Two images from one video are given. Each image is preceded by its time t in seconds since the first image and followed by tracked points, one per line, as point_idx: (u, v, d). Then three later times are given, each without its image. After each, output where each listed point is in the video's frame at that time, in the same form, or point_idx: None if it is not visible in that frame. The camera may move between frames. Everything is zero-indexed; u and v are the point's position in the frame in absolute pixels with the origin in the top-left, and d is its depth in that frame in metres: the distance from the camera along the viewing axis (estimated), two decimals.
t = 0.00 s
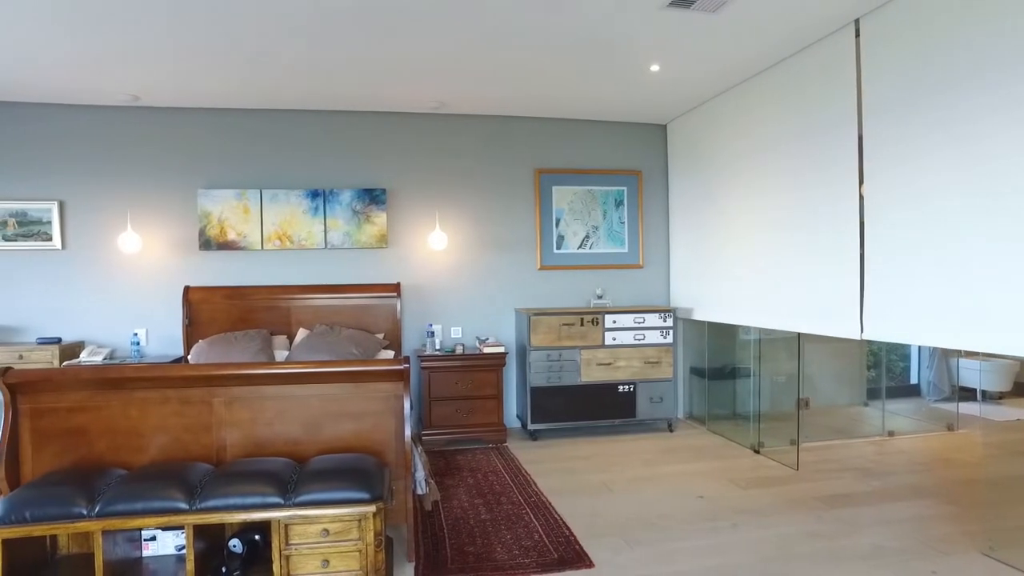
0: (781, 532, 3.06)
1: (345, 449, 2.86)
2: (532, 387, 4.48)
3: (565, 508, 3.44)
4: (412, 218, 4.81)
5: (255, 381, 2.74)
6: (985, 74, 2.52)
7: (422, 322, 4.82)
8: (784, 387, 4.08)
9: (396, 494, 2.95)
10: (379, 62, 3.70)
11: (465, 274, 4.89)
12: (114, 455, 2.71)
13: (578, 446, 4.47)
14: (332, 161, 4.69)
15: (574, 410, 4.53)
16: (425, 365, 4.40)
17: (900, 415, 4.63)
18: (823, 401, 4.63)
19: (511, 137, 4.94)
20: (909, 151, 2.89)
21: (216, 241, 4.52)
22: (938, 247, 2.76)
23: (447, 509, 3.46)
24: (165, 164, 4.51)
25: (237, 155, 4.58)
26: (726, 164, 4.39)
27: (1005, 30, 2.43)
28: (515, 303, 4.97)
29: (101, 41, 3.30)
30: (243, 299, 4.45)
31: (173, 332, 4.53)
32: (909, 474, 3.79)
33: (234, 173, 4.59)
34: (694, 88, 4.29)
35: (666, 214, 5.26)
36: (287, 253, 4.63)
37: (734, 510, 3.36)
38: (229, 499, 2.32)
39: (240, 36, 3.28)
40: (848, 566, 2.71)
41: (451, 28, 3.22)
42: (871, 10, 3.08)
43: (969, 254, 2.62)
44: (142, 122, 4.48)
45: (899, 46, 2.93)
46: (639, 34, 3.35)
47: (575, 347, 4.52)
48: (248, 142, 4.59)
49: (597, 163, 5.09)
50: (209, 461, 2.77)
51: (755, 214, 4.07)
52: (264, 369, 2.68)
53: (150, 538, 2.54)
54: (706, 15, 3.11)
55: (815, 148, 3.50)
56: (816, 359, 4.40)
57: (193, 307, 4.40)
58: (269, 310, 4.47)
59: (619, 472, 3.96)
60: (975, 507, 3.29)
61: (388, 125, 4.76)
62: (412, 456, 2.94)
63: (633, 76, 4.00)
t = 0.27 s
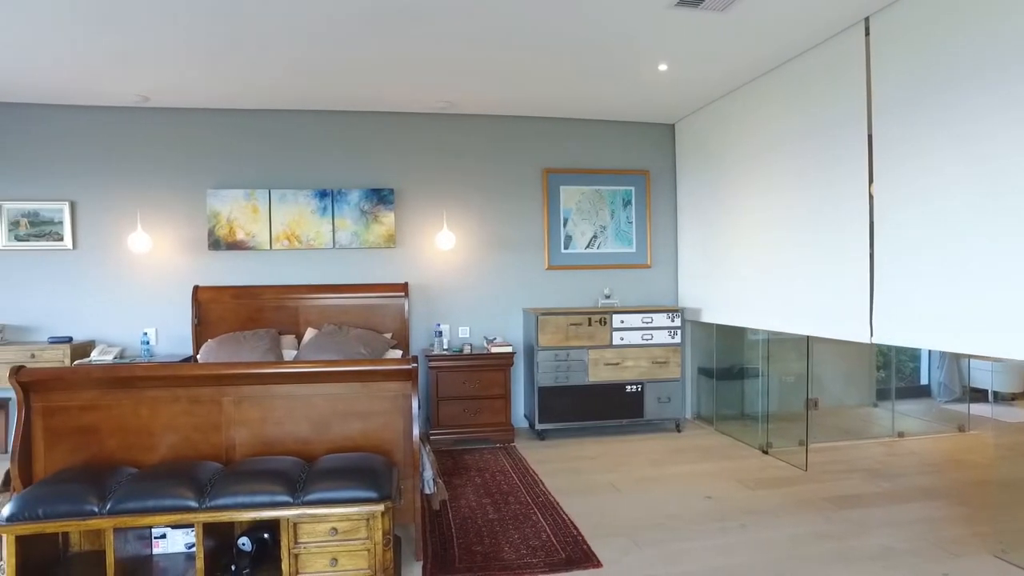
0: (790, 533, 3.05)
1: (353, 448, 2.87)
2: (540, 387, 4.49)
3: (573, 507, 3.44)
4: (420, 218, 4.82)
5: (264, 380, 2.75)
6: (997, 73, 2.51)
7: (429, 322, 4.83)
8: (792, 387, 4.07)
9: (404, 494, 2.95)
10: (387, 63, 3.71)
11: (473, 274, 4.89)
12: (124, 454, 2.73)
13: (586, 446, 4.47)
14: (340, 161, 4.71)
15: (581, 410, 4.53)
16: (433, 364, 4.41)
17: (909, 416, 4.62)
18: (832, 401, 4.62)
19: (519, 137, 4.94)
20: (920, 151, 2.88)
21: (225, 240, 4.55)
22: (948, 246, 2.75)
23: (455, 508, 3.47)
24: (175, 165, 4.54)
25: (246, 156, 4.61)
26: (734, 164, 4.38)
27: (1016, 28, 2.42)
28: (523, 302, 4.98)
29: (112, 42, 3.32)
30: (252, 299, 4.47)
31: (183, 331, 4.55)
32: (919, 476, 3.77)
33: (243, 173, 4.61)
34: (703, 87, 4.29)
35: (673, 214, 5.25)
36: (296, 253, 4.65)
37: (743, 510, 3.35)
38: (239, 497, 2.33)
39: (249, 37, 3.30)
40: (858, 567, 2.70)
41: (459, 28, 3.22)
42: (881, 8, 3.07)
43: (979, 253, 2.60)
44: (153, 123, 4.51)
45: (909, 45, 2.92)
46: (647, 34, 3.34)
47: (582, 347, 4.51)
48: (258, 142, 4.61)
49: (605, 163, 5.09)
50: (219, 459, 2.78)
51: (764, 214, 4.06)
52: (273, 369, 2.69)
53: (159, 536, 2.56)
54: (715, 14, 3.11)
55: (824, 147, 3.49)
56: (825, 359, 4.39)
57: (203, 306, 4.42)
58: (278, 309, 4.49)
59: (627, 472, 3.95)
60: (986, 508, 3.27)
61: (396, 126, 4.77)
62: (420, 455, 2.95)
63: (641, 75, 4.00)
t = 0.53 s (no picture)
0: (798, 534, 3.04)
1: (361, 448, 2.87)
2: (547, 387, 4.48)
3: (581, 508, 3.44)
4: (427, 218, 4.83)
5: (273, 380, 2.76)
6: (1006, 71, 2.48)
7: (436, 322, 4.84)
8: (800, 388, 4.05)
9: (411, 493, 2.95)
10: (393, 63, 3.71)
11: (480, 274, 4.90)
12: (134, 453, 2.74)
13: (593, 447, 4.46)
14: (348, 162, 4.72)
15: (589, 410, 4.53)
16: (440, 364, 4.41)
17: (918, 417, 4.61)
18: (841, 401, 4.65)
19: (526, 137, 4.94)
20: (928, 150, 2.86)
21: (233, 241, 4.56)
22: (957, 246, 2.73)
23: (462, 508, 3.47)
24: (184, 165, 4.56)
25: (254, 156, 4.62)
26: (742, 163, 4.37)
27: None
28: (530, 302, 4.97)
29: (119, 43, 3.34)
30: (260, 299, 4.48)
31: (192, 331, 4.58)
32: (928, 477, 3.74)
33: (252, 174, 4.63)
34: (710, 87, 4.27)
35: (681, 214, 5.24)
36: (303, 253, 4.66)
37: (751, 511, 3.34)
38: (247, 496, 2.34)
39: (256, 38, 3.31)
40: (866, 569, 2.68)
41: (465, 28, 3.22)
42: (889, 7, 3.05)
43: (988, 252, 2.58)
44: (161, 123, 4.53)
45: (918, 44, 2.90)
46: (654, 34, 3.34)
47: (590, 347, 4.51)
48: (266, 143, 4.63)
49: (612, 163, 5.08)
50: (227, 459, 2.79)
51: (772, 214, 4.04)
52: (282, 369, 2.70)
53: (169, 534, 2.56)
54: (722, 14, 3.10)
55: (832, 147, 3.47)
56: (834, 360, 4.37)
57: (211, 306, 4.44)
58: (285, 309, 4.50)
59: (634, 472, 3.95)
60: (996, 511, 3.24)
61: (404, 126, 4.78)
62: (427, 455, 2.95)
63: (648, 75, 3.99)
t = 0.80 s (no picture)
0: (808, 536, 3.02)
1: (370, 448, 2.88)
2: (555, 387, 4.48)
3: (589, 508, 3.43)
4: (435, 218, 4.83)
5: (281, 379, 2.77)
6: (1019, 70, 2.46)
7: (445, 322, 4.84)
8: (809, 388, 4.02)
9: (419, 493, 2.96)
10: (401, 63, 3.71)
11: (488, 274, 4.90)
12: (144, 451, 2.75)
13: (601, 447, 4.45)
14: (356, 162, 4.73)
15: (596, 410, 4.52)
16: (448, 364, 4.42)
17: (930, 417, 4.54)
18: (850, 401, 4.72)
19: (534, 137, 4.94)
20: (940, 150, 2.84)
21: (242, 241, 4.58)
22: (970, 247, 2.70)
23: (470, 508, 3.47)
24: (193, 166, 4.58)
25: (263, 156, 4.64)
26: (751, 163, 4.35)
27: None
28: (538, 302, 4.97)
29: (129, 44, 3.36)
30: (269, 299, 4.50)
31: (201, 331, 4.60)
32: (940, 479, 3.72)
33: (260, 174, 4.65)
34: (718, 86, 4.25)
35: (689, 214, 5.23)
36: (312, 253, 4.68)
37: (760, 512, 3.32)
38: (256, 496, 2.34)
39: (264, 38, 3.32)
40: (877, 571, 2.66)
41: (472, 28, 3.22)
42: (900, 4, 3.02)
43: (1000, 251, 2.56)
44: (171, 124, 4.55)
45: (930, 42, 2.87)
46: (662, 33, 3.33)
47: (598, 347, 4.50)
48: (275, 143, 4.65)
49: (620, 163, 5.07)
50: (236, 458, 2.80)
51: (781, 214, 4.02)
52: (291, 368, 2.70)
53: (178, 533, 2.58)
54: (732, 12, 3.08)
55: (842, 146, 3.45)
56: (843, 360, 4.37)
57: (220, 306, 4.46)
58: (294, 309, 4.51)
59: (642, 472, 3.93)
60: (1009, 513, 3.21)
61: (412, 126, 4.79)
62: (435, 455, 2.95)
63: (657, 74, 3.98)
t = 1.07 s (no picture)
0: (819, 537, 2.99)
1: (378, 447, 2.88)
2: (563, 387, 4.47)
3: (597, 509, 3.41)
4: (443, 217, 4.83)
5: (289, 379, 2.77)
6: None
7: (453, 322, 4.84)
8: (819, 389, 3.99)
9: (428, 493, 2.95)
10: (409, 62, 3.71)
11: (496, 273, 4.89)
12: (154, 451, 2.76)
13: (610, 447, 4.44)
14: (364, 162, 4.74)
15: (605, 410, 4.50)
16: (456, 364, 4.42)
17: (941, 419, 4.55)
18: (861, 402, 4.67)
19: (542, 137, 4.93)
20: (953, 148, 2.80)
21: (251, 241, 4.60)
22: (983, 247, 2.67)
23: (478, 508, 3.46)
24: (203, 166, 4.60)
25: (272, 156, 4.66)
26: (761, 162, 4.32)
27: None
28: (546, 302, 4.96)
29: (139, 45, 3.37)
30: (278, 298, 4.51)
31: (211, 331, 4.62)
32: (953, 480, 3.68)
33: (269, 174, 4.66)
34: (728, 84, 4.23)
35: (698, 213, 5.20)
36: (321, 253, 4.69)
37: (770, 513, 3.29)
38: (265, 495, 2.34)
39: (271, 38, 3.33)
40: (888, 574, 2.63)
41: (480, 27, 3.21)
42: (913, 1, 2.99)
43: (1014, 251, 2.52)
44: (181, 124, 4.58)
45: (942, 39, 2.84)
46: (671, 31, 3.31)
47: (606, 347, 4.48)
48: (283, 143, 4.66)
49: (629, 162, 5.06)
50: (245, 457, 2.81)
51: (791, 212, 3.99)
52: (299, 368, 2.70)
53: (188, 532, 2.59)
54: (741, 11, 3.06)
55: (854, 144, 3.42)
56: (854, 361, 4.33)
57: (229, 306, 4.48)
58: (303, 308, 4.53)
59: (652, 473, 3.91)
60: None
61: (420, 125, 4.79)
62: (444, 454, 2.94)
63: (666, 73, 3.96)
